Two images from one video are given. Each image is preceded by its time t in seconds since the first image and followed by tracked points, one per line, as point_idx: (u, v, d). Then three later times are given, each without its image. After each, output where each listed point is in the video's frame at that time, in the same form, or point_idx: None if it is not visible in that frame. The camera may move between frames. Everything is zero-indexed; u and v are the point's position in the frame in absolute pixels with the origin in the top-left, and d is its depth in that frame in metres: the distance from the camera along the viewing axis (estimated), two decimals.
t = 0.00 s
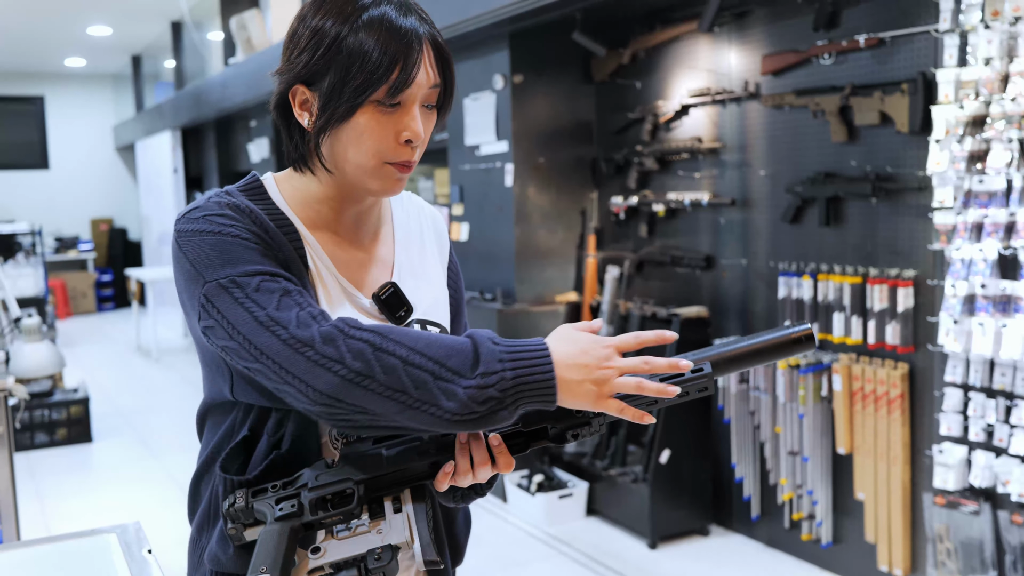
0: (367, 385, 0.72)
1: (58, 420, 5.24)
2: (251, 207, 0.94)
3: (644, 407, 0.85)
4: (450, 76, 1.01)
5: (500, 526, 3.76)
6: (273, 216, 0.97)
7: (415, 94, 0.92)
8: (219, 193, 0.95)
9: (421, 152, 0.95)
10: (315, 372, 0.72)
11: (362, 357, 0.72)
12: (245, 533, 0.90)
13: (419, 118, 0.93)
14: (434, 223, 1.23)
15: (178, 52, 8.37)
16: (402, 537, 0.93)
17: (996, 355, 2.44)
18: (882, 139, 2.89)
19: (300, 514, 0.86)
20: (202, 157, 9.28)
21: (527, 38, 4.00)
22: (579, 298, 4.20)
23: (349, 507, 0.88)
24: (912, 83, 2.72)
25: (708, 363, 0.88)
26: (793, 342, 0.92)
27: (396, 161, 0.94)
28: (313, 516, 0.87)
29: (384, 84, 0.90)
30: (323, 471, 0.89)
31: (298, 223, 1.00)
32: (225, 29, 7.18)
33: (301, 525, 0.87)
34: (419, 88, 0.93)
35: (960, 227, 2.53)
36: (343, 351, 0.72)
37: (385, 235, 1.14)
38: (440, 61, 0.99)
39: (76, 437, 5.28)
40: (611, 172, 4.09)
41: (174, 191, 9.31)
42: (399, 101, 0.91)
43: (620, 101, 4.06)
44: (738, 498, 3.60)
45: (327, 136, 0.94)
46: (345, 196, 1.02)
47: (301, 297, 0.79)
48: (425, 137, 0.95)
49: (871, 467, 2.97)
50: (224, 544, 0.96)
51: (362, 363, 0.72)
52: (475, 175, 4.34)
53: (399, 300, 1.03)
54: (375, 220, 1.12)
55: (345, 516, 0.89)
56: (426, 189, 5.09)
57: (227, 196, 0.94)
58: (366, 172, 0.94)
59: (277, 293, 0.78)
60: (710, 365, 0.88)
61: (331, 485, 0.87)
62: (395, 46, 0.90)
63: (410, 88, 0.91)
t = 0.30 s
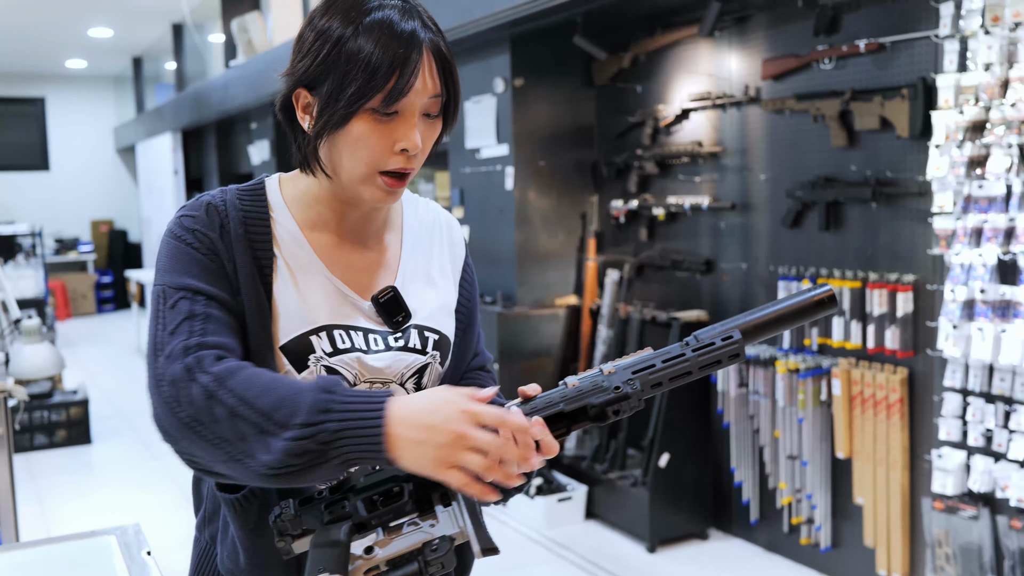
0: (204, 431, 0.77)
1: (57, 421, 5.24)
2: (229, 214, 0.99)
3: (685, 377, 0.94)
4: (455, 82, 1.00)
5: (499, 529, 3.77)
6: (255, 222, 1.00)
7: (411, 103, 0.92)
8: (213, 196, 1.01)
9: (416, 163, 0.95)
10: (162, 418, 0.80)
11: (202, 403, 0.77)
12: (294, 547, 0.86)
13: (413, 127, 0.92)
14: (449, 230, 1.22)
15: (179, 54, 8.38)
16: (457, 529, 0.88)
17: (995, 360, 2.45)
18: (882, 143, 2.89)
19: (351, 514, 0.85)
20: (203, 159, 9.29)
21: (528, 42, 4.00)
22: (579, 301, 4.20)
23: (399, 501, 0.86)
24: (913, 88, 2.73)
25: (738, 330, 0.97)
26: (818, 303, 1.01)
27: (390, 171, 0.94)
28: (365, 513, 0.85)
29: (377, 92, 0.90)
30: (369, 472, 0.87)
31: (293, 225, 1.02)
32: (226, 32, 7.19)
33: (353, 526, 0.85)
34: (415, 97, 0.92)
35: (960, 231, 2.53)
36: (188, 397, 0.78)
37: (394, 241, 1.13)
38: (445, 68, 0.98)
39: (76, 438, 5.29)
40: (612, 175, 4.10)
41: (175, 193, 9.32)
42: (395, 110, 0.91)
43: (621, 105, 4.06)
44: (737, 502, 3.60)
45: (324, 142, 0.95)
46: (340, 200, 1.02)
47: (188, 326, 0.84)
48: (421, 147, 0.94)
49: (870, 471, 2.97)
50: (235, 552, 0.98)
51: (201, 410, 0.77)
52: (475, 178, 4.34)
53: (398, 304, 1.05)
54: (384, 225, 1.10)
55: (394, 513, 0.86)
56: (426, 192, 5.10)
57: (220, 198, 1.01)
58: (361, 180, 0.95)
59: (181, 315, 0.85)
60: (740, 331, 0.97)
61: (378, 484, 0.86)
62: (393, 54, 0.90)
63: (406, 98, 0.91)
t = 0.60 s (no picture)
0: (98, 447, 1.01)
1: (56, 422, 5.23)
2: (208, 222, 1.12)
3: (724, 340, 1.15)
4: (433, 89, 1.08)
5: (498, 530, 3.76)
6: (238, 230, 1.12)
7: (372, 112, 1.02)
8: (210, 198, 1.15)
9: (379, 168, 1.04)
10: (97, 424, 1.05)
11: (94, 426, 1.00)
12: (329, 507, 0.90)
13: (372, 135, 1.02)
14: (462, 238, 1.26)
15: (179, 54, 8.37)
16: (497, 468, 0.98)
17: (994, 362, 2.45)
18: (882, 145, 2.89)
19: (390, 457, 0.94)
20: (202, 159, 9.27)
21: (528, 43, 4.01)
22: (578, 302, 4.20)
23: (439, 449, 0.98)
24: (913, 91, 2.73)
25: (771, 304, 1.17)
26: (844, 285, 1.21)
27: (353, 175, 1.04)
28: (405, 457, 0.95)
29: (337, 100, 1.01)
30: (414, 430, 1.00)
31: (283, 227, 1.13)
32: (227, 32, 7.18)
33: (393, 469, 0.94)
34: (375, 106, 1.02)
35: (960, 234, 2.53)
36: (94, 408, 1.00)
37: (392, 245, 1.19)
38: (424, 76, 1.06)
39: (74, 439, 5.27)
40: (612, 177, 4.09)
41: (175, 193, 9.30)
42: (353, 117, 1.02)
43: (621, 107, 4.07)
44: (735, 504, 3.60)
45: (301, 144, 1.08)
46: (324, 201, 1.13)
47: (126, 339, 1.03)
48: (383, 154, 1.03)
49: (869, 473, 2.97)
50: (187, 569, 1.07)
51: (93, 433, 1.00)
52: (475, 179, 4.35)
53: (385, 307, 1.12)
54: (381, 227, 1.19)
55: (436, 463, 0.98)
56: (426, 194, 5.10)
57: (211, 202, 1.14)
58: (327, 183, 1.06)
59: (124, 326, 1.04)
60: (772, 304, 1.17)
61: (421, 438, 0.98)
62: (353, 65, 1.00)
63: (363, 106, 1.01)
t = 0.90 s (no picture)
0: (135, 477, 1.06)
1: (53, 421, 5.22)
2: (201, 233, 1.11)
3: (743, 334, 1.20)
4: (417, 86, 1.06)
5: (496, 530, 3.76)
6: (231, 237, 1.12)
7: (348, 108, 1.02)
8: (205, 203, 1.15)
9: (358, 166, 1.04)
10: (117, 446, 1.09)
11: (128, 459, 1.05)
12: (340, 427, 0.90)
13: (347, 131, 1.03)
14: (461, 232, 1.25)
15: (176, 53, 8.37)
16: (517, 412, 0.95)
17: (992, 361, 2.45)
18: (879, 145, 2.90)
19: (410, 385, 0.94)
20: (200, 158, 9.27)
21: (526, 43, 4.01)
22: (576, 301, 4.20)
23: (460, 387, 0.97)
24: (910, 90, 2.73)
25: (793, 310, 1.23)
26: (856, 306, 1.28)
27: (333, 172, 1.05)
28: (425, 387, 0.94)
29: (314, 96, 1.02)
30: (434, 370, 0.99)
31: (277, 232, 1.13)
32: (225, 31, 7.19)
33: (413, 396, 0.93)
34: (352, 103, 1.02)
35: (957, 232, 2.54)
36: (123, 442, 1.05)
37: (389, 244, 1.19)
38: (409, 72, 1.05)
39: (71, 438, 5.26)
40: (610, 176, 4.09)
41: (172, 192, 9.29)
42: (328, 113, 1.02)
43: (619, 106, 4.07)
44: (733, 503, 3.60)
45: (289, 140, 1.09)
46: (317, 205, 1.13)
47: (138, 363, 1.06)
48: (361, 151, 1.03)
49: (867, 472, 2.97)
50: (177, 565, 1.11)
51: (128, 465, 1.06)
52: (473, 178, 4.35)
53: (383, 306, 1.12)
54: (376, 226, 1.19)
55: (454, 402, 0.97)
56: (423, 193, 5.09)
57: (204, 210, 1.13)
58: (312, 180, 1.07)
59: (131, 352, 1.06)
60: (794, 310, 1.23)
61: (442, 375, 0.97)
62: (327, 62, 1.00)
63: (337, 101, 1.02)
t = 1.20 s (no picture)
0: (213, 480, 1.01)
1: (51, 417, 5.23)
2: (210, 226, 1.09)
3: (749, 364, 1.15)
4: (424, 70, 1.07)
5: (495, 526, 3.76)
6: (239, 230, 1.10)
7: (359, 90, 1.02)
8: (206, 199, 1.12)
9: (370, 149, 1.03)
10: (176, 457, 1.03)
11: (205, 464, 1.00)
12: (342, 404, 0.91)
13: (359, 113, 1.02)
14: (462, 220, 1.25)
15: (174, 49, 8.35)
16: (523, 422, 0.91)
17: (990, 357, 2.45)
18: (877, 140, 2.89)
19: (420, 377, 0.92)
20: (197, 154, 9.26)
21: (524, 38, 3.99)
22: (575, 297, 4.20)
23: (469, 384, 0.94)
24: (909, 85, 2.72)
25: (804, 343, 1.17)
26: (872, 346, 1.21)
27: (344, 158, 1.04)
28: (433, 381, 0.92)
29: (324, 79, 1.01)
30: (445, 357, 0.97)
31: (282, 223, 1.12)
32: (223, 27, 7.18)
33: (422, 390, 0.91)
34: (362, 85, 1.02)
35: (956, 228, 2.54)
36: (194, 450, 1.00)
37: (393, 232, 1.19)
38: (415, 57, 1.06)
39: (70, 435, 5.25)
40: (608, 172, 4.08)
41: (170, 189, 9.28)
42: (339, 95, 1.02)
43: (616, 102, 4.06)
44: (731, 499, 3.61)
45: (293, 131, 1.08)
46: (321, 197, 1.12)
47: (181, 364, 1.01)
48: (373, 134, 1.03)
49: (865, 468, 2.97)
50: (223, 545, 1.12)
51: (207, 472, 1.01)
52: (471, 174, 4.34)
53: (392, 295, 1.11)
54: (379, 214, 1.19)
55: (464, 397, 0.94)
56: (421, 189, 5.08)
57: (207, 204, 1.11)
58: (320, 168, 1.05)
59: (173, 354, 1.01)
60: (805, 343, 1.17)
61: (454, 367, 0.95)
62: (338, 44, 1.00)
63: (349, 84, 1.01)
